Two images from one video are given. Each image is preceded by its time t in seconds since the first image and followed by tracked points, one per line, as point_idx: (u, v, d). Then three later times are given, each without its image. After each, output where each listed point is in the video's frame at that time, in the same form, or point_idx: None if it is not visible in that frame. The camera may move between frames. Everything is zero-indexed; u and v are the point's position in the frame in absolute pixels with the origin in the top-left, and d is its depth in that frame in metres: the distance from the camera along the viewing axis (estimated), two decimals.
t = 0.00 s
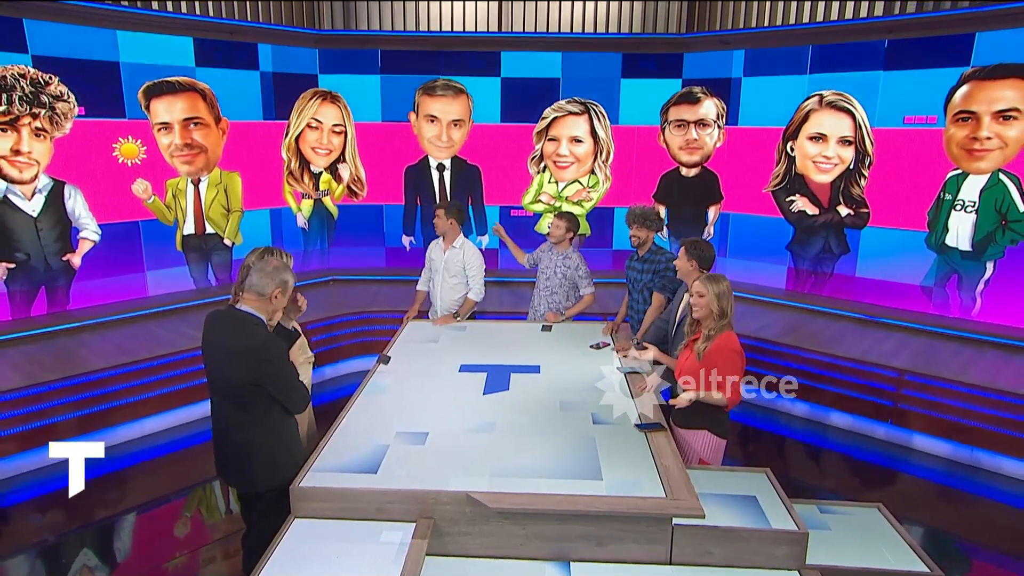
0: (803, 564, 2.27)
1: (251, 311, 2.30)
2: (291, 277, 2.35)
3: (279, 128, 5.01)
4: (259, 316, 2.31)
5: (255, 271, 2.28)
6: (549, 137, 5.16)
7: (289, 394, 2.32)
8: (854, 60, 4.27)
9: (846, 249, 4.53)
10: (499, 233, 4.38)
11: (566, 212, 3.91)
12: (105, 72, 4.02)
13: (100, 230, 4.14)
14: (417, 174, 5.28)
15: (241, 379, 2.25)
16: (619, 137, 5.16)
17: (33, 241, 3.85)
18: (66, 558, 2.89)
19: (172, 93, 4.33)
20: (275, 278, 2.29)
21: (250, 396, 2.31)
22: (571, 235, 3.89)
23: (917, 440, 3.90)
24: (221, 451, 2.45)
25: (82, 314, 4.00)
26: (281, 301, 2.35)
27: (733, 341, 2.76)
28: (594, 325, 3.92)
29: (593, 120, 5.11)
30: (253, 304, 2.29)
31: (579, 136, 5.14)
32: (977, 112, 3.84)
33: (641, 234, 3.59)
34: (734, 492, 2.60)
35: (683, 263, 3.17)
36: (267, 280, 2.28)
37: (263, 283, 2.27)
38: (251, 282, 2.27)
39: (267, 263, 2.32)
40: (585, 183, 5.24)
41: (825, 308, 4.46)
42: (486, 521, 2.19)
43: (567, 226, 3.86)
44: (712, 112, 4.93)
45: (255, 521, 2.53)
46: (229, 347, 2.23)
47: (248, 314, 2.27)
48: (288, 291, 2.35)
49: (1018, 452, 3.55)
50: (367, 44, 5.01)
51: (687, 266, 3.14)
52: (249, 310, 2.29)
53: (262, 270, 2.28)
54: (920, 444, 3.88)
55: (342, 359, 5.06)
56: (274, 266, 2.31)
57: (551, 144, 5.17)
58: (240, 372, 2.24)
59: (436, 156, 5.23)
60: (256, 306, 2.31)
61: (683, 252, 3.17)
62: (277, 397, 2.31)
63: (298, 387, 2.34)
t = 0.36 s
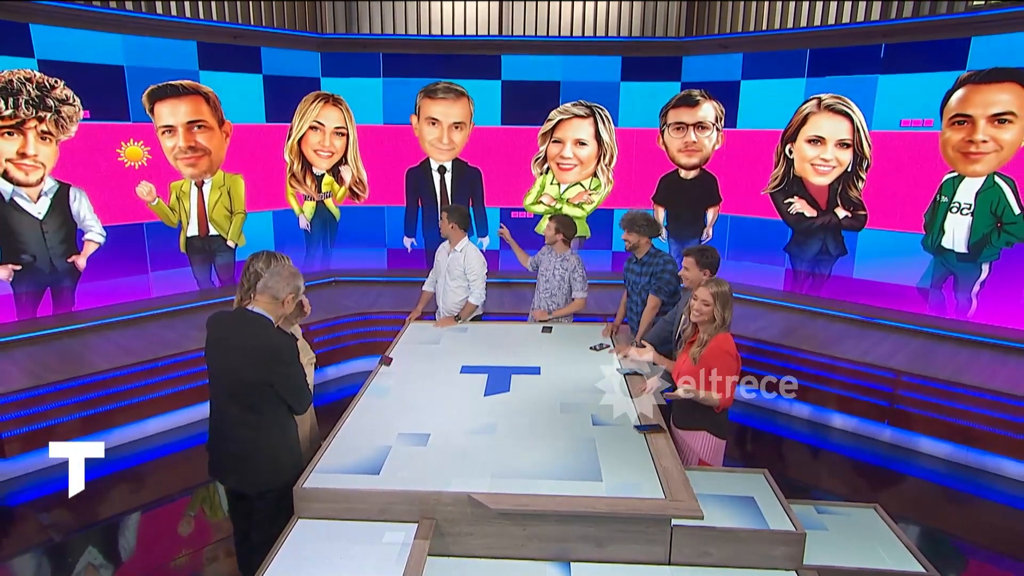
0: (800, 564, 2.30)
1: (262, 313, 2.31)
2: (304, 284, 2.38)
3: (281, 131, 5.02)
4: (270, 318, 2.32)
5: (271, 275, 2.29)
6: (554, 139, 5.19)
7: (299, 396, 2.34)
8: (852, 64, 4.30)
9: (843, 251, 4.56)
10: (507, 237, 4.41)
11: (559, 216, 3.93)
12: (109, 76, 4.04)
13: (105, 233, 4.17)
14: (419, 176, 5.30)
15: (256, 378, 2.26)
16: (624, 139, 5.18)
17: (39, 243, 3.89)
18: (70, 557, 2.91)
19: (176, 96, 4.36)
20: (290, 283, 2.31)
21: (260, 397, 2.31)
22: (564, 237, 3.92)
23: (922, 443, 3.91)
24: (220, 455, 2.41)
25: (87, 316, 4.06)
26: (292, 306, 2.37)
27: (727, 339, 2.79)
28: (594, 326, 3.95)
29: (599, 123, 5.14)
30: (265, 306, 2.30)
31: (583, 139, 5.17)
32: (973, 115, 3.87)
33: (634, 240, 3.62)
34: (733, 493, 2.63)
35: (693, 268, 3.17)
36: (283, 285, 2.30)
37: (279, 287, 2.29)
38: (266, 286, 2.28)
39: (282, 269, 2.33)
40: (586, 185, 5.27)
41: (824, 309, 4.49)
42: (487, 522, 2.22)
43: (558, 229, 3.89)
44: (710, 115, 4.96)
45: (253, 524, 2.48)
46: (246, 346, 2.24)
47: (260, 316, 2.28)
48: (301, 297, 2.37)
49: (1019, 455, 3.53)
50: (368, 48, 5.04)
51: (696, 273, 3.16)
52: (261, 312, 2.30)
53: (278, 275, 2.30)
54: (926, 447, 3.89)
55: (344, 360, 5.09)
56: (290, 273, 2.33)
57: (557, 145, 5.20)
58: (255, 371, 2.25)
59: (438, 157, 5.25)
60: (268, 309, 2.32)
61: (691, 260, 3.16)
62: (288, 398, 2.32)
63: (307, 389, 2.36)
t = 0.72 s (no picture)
0: (797, 563, 2.33)
1: (269, 312, 2.35)
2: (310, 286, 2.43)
3: (282, 132, 5.04)
4: (277, 317, 2.35)
5: (281, 275, 2.34)
6: (554, 140, 5.21)
7: (304, 394, 2.37)
8: (850, 66, 4.32)
9: (841, 251, 4.59)
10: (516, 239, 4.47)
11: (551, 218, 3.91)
12: (112, 78, 4.06)
13: (110, 233, 4.19)
14: (422, 177, 5.33)
15: (265, 376, 2.28)
16: (623, 139, 5.21)
17: (44, 243, 3.91)
18: (75, 554, 2.94)
19: (187, 97, 4.41)
20: (297, 285, 2.37)
21: (267, 395, 2.32)
22: (556, 238, 3.89)
23: (916, 441, 3.96)
24: (223, 454, 2.42)
25: (90, 315, 4.07)
26: (297, 308, 2.42)
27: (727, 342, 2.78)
28: (593, 326, 3.98)
29: (599, 124, 5.17)
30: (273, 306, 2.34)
31: (583, 140, 5.19)
32: (969, 116, 3.91)
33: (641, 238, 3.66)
34: (731, 493, 2.66)
35: (699, 269, 3.19)
36: (291, 286, 2.35)
37: (288, 287, 2.34)
38: (275, 286, 2.32)
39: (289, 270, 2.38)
40: (586, 186, 5.29)
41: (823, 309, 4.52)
42: (488, 521, 2.25)
43: (550, 230, 3.87)
44: (708, 116, 4.99)
45: (258, 526, 2.49)
46: (255, 344, 2.26)
47: (268, 315, 2.31)
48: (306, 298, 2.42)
49: (1014, 453, 3.58)
50: (370, 49, 5.05)
51: (701, 276, 3.18)
52: (268, 312, 2.33)
53: (286, 276, 2.34)
54: (920, 445, 3.95)
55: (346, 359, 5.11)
56: (297, 275, 2.38)
57: (557, 146, 5.22)
58: (264, 370, 2.28)
59: (441, 158, 5.28)
60: (275, 308, 2.35)
61: (697, 262, 3.18)
62: (294, 396, 2.35)
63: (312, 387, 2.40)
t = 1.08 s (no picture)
0: (792, 558, 2.37)
1: (274, 311, 2.39)
2: (314, 284, 2.47)
3: (283, 131, 5.05)
4: (281, 316, 2.40)
5: (285, 275, 2.38)
6: (548, 141, 5.25)
7: (308, 392, 2.41)
8: (847, 67, 4.35)
9: (837, 250, 4.62)
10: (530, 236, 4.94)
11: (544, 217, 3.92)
12: (116, 78, 4.08)
13: (114, 231, 4.23)
14: (423, 176, 5.36)
15: (270, 374, 2.32)
16: (618, 137, 5.24)
17: (50, 242, 3.97)
18: (83, 548, 2.98)
19: (192, 97, 4.45)
20: (301, 284, 2.40)
21: (271, 393, 2.36)
22: (552, 237, 3.91)
23: (890, 431, 4.07)
24: (229, 452, 2.46)
25: (95, 313, 4.11)
26: (302, 305, 2.46)
27: (721, 343, 2.84)
28: (593, 324, 4.02)
29: (590, 121, 5.19)
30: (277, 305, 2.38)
31: (578, 138, 5.22)
32: (962, 128, 3.95)
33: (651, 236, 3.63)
34: (728, 489, 2.71)
35: (682, 265, 3.21)
36: (295, 285, 2.38)
37: (292, 287, 2.38)
38: (280, 286, 2.36)
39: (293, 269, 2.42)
40: (585, 184, 5.32)
41: (819, 307, 4.56)
42: (489, 517, 2.29)
43: (545, 230, 3.89)
44: (707, 117, 5.04)
45: (260, 524, 2.54)
46: (260, 343, 2.30)
47: (272, 314, 2.36)
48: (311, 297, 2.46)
49: (1008, 451, 3.61)
50: (371, 50, 5.08)
51: (684, 270, 3.21)
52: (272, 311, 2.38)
53: (291, 276, 2.38)
54: (893, 434, 4.06)
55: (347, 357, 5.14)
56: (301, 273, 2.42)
57: (552, 147, 5.26)
58: (269, 368, 2.31)
59: (442, 157, 5.31)
60: (279, 307, 2.40)
61: (679, 258, 3.20)
62: (298, 394, 2.38)
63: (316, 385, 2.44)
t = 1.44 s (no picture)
0: (787, 552, 2.42)
1: (278, 310, 2.42)
2: (317, 284, 2.49)
3: (287, 129, 5.09)
4: (284, 316, 2.42)
5: (288, 276, 2.41)
6: (542, 139, 5.29)
7: (309, 390, 2.44)
8: (844, 66, 4.37)
9: (834, 247, 4.65)
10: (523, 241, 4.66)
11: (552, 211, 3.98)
12: (120, 77, 4.12)
13: (119, 229, 4.27)
14: (425, 173, 5.39)
15: (270, 372, 2.36)
16: (610, 135, 5.28)
17: (56, 239, 4.01)
18: (90, 541, 3.03)
19: (195, 96, 4.48)
20: (304, 284, 2.42)
21: (272, 390, 2.41)
22: (558, 233, 3.95)
23: (879, 424, 4.10)
24: (233, 447, 2.51)
25: (101, 310, 4.16)
26: (307, 305, 2.49)
27: (716, 339, 2.86)
28: (593, 321, 4.06)
29: (582, 119, 5.22)
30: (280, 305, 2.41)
31: (571, 135, 5.26)
32: (959, 116, 3.97)
33: (654, 236, 3.65)
34: (725, 485, 2.75)
35: (673, 261, 3.25)
36: (298, 285, 2.40)
37: (295, 286, 2.40)
38: (283, 285, 2.39)
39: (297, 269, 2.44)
40: (581, 181, 5.35)
41: (816, 304, 4.59)
42: (489, 512, 2.34)
43: (551, 225, 3.92)
44: (706, 114, 5.06)
45: (265, 518, 2.57)
46: (261, 342, 2.34)
47: (275, 313, 2.39)
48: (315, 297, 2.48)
49: (1003, 446, 3.65)
50: (372, 49, 5.11)
51: (673, 267, 3.24)
52: (276, 310, 2.41)
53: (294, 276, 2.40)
54: (882, 428, 4.09)
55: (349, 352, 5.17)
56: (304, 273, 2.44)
57: (546, 145, 5.30)
58: (269, 366, 2.36)
59: (443, 155, 5.34)
60: (283, 306, 2.43)
61: (668, 255, 3.24)
62: (298, 393, 2.42)
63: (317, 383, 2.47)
